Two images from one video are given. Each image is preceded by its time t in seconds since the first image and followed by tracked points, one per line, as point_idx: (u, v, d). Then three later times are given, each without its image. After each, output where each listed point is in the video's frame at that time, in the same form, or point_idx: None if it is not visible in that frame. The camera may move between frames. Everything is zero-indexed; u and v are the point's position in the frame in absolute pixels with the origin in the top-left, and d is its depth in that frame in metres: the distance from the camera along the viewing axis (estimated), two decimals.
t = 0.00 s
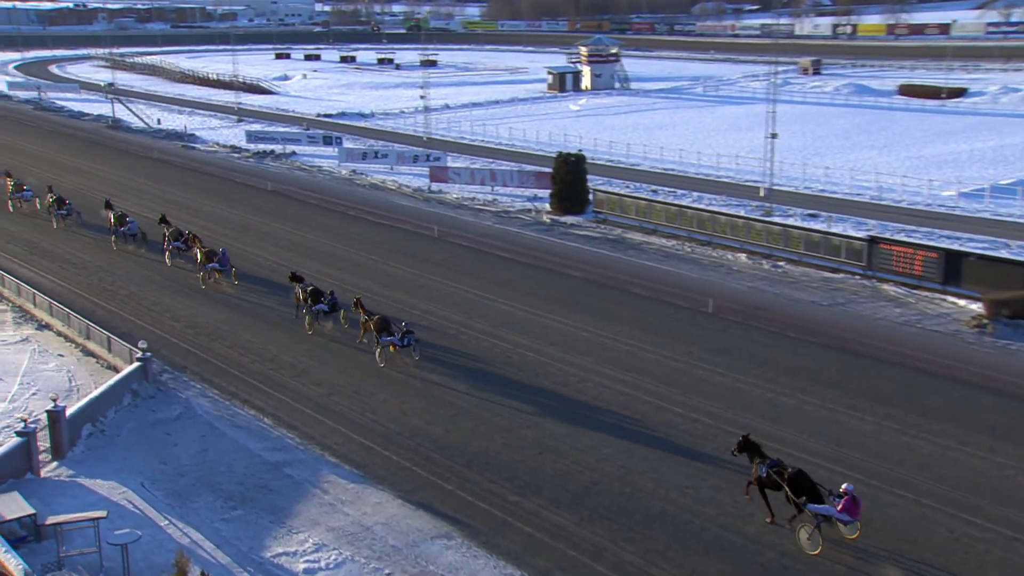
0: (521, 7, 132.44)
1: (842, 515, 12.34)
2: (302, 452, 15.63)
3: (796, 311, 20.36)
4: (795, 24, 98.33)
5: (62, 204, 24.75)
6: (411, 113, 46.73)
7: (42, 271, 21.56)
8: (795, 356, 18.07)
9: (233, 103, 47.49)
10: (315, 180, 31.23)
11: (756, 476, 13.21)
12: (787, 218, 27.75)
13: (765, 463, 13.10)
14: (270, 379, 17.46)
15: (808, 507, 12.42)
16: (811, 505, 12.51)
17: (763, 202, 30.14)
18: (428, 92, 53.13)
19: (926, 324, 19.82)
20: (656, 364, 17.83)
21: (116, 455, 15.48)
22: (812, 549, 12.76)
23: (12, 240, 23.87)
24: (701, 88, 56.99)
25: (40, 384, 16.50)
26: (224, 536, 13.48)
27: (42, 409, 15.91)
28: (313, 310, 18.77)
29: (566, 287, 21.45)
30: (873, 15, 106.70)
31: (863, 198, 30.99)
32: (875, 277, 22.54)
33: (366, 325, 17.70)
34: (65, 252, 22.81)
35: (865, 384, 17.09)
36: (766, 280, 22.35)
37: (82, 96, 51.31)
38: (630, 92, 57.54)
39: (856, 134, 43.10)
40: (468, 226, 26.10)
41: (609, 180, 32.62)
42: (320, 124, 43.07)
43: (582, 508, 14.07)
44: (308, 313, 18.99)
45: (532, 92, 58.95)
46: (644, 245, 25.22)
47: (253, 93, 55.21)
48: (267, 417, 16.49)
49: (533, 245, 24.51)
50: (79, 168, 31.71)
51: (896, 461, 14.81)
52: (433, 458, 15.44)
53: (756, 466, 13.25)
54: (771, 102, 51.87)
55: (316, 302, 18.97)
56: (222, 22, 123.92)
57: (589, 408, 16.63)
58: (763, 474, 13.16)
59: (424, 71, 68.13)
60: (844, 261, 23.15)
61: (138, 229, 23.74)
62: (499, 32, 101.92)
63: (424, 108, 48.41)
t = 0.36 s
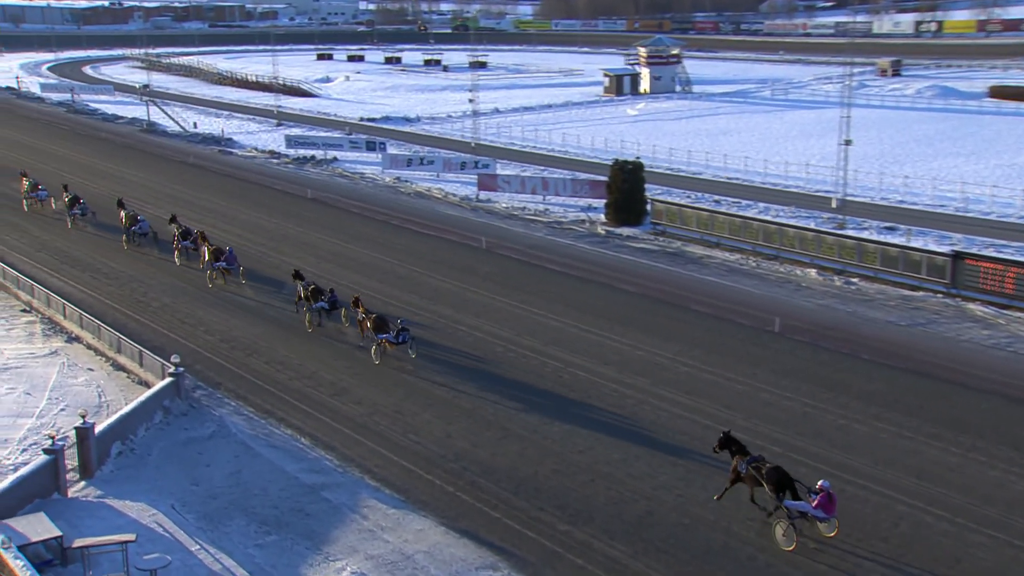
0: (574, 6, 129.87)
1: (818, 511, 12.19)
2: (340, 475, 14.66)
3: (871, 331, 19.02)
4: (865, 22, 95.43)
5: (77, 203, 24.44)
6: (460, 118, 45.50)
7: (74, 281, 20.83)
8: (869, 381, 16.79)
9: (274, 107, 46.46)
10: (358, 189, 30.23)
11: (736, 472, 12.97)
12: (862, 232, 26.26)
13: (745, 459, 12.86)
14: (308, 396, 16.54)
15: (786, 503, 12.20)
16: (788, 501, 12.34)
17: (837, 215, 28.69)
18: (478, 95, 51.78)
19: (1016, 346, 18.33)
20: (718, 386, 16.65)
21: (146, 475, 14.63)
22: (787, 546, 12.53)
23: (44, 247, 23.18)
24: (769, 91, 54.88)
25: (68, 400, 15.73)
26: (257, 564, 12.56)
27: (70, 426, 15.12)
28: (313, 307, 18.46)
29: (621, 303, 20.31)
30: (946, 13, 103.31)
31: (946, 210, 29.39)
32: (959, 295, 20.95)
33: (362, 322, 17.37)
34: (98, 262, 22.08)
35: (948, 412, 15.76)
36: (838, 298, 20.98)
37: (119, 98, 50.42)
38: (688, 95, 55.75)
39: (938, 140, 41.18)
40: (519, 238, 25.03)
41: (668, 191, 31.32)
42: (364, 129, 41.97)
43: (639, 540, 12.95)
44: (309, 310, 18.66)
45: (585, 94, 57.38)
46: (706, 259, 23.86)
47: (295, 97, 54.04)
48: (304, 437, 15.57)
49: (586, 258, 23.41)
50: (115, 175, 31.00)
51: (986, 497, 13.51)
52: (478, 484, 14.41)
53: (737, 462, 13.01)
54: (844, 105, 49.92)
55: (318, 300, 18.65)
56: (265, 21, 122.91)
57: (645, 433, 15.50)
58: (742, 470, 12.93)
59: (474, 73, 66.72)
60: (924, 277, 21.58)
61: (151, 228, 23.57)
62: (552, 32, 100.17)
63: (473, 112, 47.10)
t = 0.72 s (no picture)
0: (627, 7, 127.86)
1: (794, 503, 12.16)
2: (381, 497, 13.88)
3: (949, 351, 17.88)
4: (936, 20, 92.81)
5: (96, 202, 25.02)
6: (510, 123, 44.62)
7: (110, 291, 20.32)
8: (945, 406, 15.70)
9: (317, 110, 45.88)
10: (403, 197, 29.50)
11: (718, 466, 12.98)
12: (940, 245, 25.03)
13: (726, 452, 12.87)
14: (349, 412, 15.80)
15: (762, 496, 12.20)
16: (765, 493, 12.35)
17: (914, 226, 27.45)
18: (528, 98, 50.80)
19: None
20: (782, 407, 15.67)
21: (181, 492, 13.92)
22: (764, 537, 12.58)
23: (79, 255, 22.72)
24: (840, 95, 53.34)
25: (102, 414, 15.15)
26: None
27: (103, 440, 14.52)
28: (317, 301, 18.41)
29: (678, 318, 19.37)
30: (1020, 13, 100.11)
31: None
32: None
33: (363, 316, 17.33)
34: (135, 270, 21.56)
35: None
36: (913, 315, 19.83)
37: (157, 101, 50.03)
38: (751, 98, 54.19)
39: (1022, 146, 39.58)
40: (572, 249, 24.14)
41: (730, 200, 30.23)
42: (410, 134, 41.25)
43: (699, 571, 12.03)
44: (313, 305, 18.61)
45: (641, 97, 56.12)
46: (770, 273, 22.73)
47: (338, 100, 53.44)
48: (344, 455, 14.83)
49: (640, 271, 22.49)
50: (154, 180, 30.53)
51: None
52: (526, 507, 13.56)
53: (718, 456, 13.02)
54: (925, 109, 48.20)
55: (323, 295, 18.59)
56: (309, 20, 122.53)
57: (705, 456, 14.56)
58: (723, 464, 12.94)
59: (525, 74, 65.61)
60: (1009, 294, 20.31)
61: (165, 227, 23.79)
62: (608, 32, 98.63)
63: (524, 116, 46.16)
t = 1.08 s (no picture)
0: (675, 6, 125.55)
1: (768, 495, 12.12)
2: (418, 520, 13.09)
3: None
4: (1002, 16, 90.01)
5: (111, 202, 25.15)
6: (555, 128, 43.71)
7: (139, 302, 19.77)
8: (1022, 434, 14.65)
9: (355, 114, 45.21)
10: (444, 205, 28.79)
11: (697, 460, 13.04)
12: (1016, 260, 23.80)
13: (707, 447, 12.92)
14: (386, 431, 15.06)
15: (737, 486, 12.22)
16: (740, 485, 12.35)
17: (986, 239, 26.23)
18: (575, 101, 49.77)
19: None
20: (844, 431, 14.72)
21: (210, 513, 13.20)
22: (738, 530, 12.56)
23: (107, 264, 22.20)
24: (909, 98, 51.84)
25: (129, 430, 14.55)
26: None
27: (130, 457, 13.90)
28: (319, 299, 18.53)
29: (731, 334, 18.44)
30: None
31: None
32: None
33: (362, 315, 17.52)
34: (167, 280, 21.03)
35: None
36: (986, 335, 18.74)
37: (190, 105, 49.57)
38: (813, 102, 52.57)
39: None
40: (620, 261, 23.28)
41: (788, 210, 29.16)
42: (450, 139, 40.49)
43: None
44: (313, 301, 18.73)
45: (693, 100, 54.75)
46: (833, 288, 21.70)
47: (377, 103, 52.77)
48: (380, 475, 14.08)
49: (691, 284, 21.62)
50: (187, 187, 30.01)
51: None
52: (571, 533, 12.72)
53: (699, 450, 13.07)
54: (1004, 112, 46.46)
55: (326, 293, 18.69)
56: (348, 20, 121.97)
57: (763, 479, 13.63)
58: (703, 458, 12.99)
59: (571, 77, 64.43)
60: None
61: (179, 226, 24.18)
62: (661, 32, 96.98)
63: (570, 121, 45.20)
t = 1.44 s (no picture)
0: (729, 6, 123.70)
1: (747, 490, 12.06)
2: (456, 547, 12.26)
3: None
4: None
5: (121, 204, 25.63)
6: (602, 133, 42.72)
7: (165, 315, 19.17)
8: None
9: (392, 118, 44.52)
10: (485, 215, 28.02)
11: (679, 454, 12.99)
12: None
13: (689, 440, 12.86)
14: (421, 453, 14.27)
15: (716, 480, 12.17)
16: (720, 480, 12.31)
17: None
18: (623, 105, 48.65)
19: None
20: (911, 459, 13.76)
21: (237, 538, 12.36)
22: (718, 523, 12.53)
23: (132, 276, 21.64)
24: (984, 101, 50.20)
25: (153, 449, 13.89)
26: None
27: (154, 478, 13.23)
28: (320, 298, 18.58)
29: (786, 354, 17.50)
30: None
31: None
32: None
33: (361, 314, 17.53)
34: (196, 292, 20.46)
35: None
36: None
37: (220, 109, 49.14)
38: (879, 106, 50.85)
39: None
40: (671, 275, 22.39)
41: (853, 223, 28.01)
42: (491, 145, 39.73)
43: None
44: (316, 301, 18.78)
45: (749, 104, 53.29)
46: (901, 306, 20.62)
47: (415, 108, 52.11)
48: (415, 500, 13.29)
49: (743, 299, 20.72)
50: (216, 195, 29.47)
51: None
52: (617, 563, 11.86)
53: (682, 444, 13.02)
54: None
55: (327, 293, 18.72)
56: (383, 19, 121.62)
57: (823, 508, 12.71)
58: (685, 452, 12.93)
59: (619, 79, 63.24)
60: None
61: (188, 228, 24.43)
62: (714, 31, 95.45)
63: (617, 126, 44.20)
